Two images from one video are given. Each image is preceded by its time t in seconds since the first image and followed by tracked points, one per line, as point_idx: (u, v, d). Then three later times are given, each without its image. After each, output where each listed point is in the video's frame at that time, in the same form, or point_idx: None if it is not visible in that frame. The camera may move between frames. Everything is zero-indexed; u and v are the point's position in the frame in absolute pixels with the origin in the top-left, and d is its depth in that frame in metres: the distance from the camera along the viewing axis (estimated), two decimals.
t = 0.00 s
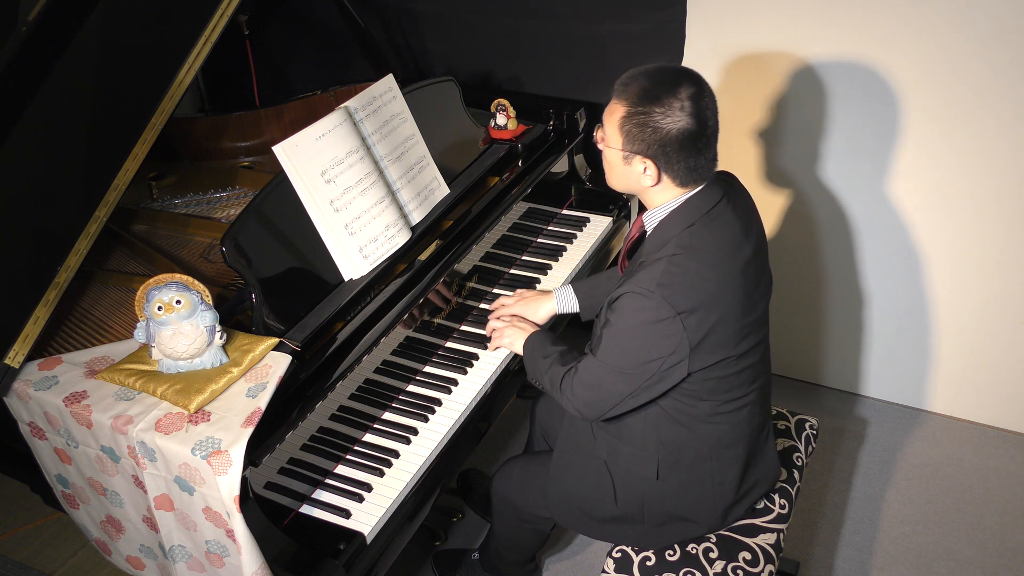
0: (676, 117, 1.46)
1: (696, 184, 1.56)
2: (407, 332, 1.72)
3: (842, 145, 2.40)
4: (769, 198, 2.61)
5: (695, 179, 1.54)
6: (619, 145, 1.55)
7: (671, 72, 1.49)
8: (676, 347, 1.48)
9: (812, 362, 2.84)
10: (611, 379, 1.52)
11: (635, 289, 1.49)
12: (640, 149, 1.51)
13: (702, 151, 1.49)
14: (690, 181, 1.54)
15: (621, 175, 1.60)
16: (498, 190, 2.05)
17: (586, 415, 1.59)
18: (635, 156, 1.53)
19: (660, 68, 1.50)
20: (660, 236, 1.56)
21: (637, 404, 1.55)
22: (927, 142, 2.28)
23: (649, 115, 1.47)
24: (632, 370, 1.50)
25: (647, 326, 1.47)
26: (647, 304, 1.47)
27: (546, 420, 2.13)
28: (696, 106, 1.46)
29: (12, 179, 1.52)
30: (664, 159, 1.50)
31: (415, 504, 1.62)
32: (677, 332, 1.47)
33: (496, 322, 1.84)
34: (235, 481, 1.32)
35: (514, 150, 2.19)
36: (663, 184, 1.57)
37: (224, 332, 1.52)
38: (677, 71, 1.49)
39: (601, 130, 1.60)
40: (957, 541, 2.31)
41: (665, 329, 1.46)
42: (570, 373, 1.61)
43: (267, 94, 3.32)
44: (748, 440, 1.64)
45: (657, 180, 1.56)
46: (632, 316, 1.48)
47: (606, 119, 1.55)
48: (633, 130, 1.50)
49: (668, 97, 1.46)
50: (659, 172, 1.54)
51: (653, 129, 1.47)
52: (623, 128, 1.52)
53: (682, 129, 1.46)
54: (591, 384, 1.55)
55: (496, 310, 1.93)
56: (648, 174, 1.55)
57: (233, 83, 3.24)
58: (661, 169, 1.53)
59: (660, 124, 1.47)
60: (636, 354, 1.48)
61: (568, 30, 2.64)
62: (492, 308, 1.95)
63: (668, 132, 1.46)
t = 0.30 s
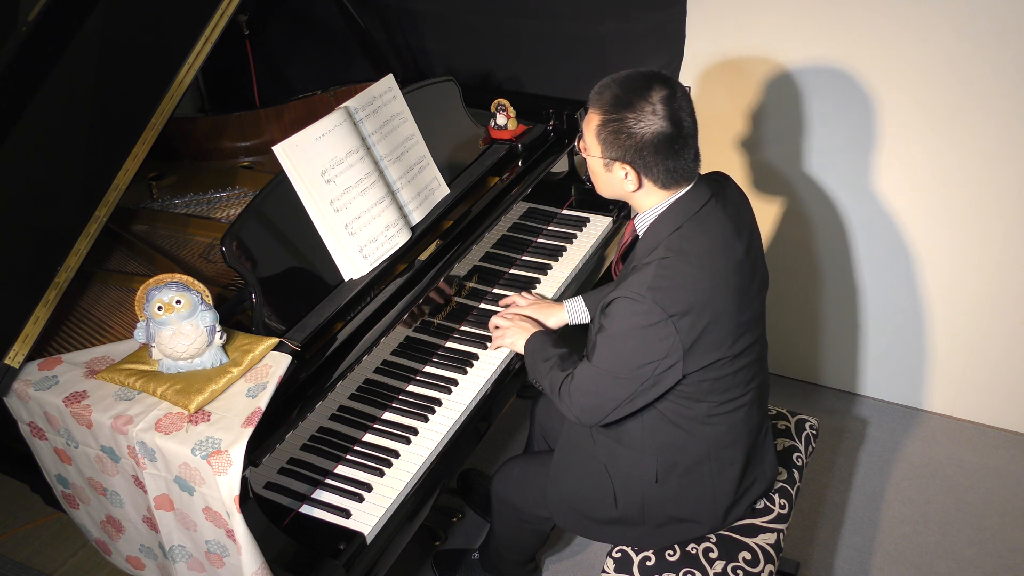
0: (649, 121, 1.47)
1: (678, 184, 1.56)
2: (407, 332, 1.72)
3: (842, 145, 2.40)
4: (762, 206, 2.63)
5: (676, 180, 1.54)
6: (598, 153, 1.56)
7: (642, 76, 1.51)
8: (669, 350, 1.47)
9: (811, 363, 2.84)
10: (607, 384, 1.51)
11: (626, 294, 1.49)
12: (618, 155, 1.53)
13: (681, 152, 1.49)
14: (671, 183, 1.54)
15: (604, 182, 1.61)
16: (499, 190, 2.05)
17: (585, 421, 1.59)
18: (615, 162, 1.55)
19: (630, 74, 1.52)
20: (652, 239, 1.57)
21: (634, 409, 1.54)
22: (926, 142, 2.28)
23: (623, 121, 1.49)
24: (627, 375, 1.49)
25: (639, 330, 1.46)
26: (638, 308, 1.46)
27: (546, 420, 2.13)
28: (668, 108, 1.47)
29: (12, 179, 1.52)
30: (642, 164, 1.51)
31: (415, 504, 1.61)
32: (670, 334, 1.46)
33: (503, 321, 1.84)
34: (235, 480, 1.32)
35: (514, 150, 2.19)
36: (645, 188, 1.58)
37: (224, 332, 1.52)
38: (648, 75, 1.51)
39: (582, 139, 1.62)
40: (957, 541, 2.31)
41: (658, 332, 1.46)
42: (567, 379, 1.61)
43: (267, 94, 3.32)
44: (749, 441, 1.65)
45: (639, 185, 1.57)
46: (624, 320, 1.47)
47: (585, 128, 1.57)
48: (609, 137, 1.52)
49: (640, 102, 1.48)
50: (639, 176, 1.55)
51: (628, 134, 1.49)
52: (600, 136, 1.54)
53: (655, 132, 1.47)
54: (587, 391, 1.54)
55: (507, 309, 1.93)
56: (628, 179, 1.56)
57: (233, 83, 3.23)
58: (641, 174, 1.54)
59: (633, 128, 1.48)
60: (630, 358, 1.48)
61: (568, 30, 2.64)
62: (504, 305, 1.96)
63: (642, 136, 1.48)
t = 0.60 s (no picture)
0: (636, 119, 1.48)
1: (669, 182, 1.56)
2: (407, 333, 1.72)
3: (841, 145, 2.39)
4: (761, 208, 2.63)
5: (667, 178, 1.54)
6: (589, 153, 1.57)
7: (629, 76, 1.52)
8: (665, 350, 1.46)
9: (811, 363, 2.84)
10: (605, 386, 1.51)
11: (622, 294, 1.48)
12: (607, 154, 1.53)
13: (670, 149, 1.49)
14: (663, 180, 1.54)
15: (597, 183, 1.62)
16: (499, 190, 2.05)
17: (584, 423, 1.58)
18: (605, 161, 1.55)
19: (617, 74, 1.53)
20: (647, 239, 1.57)
21: (632, 410, 1.54)
22: (925, 142, 2.28)
23: (610, 120, 1.50)
24: (624, 376, 1.49)
25: (634, 329, 1.46)
26: (633, 308, 1.46)
27: (546, 420, 2.13)
28: (655, 106, 1.48)
29: (12, 179, 1.52)
30: (632, 162, 1.51)
31: (414, 505, 1.61)
32: (666, 333, 1.46)
33: (502, 329, 1.83)
34: (235, 481, 1.32)
35: (514, 150, 2.20)
36: (637, 187, 1.58)
37: (224, 333, 1.52)
38: (635, 75, 1.52)
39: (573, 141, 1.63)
40: (957, 541, 2.31)
41: (654, 332, 1.45)
42: (567, 382, 1.61)
43: (267, 94, 3.32)
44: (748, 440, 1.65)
45: (630, 184, 1.58)
46: (619, 320, 1.47)
47: (574, 130, 1.58)
48: (598, 137, 1.52)
49: (627, 100, 1.49)
50: (630, 175, 1.55)
51: (616, 133, 1.49)
52: (589, 136, 1.54)
53: (643, 130, 1.47)
54: (586, 392, 1.54)
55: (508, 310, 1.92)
56: (619, 178, 1.56)
57: (233, 83, 3.23)
58: (631, 172, 1.54)
59: (622, 127, 1.49)
60: (627, 358, 1.47)
61: (569, 30, 2.64)
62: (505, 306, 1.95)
63: (630, 134, 1.48)
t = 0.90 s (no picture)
0: (631, 114, 1.48)
1: (666, 177, 1.55)
2: (407, 332, 1.72)
3: (840, 146, 2.40)
4: (761, 208, 2.63)
5: (663, 173, 1.53)
6: (585, 150, 1.57)
7: (623, 75, 1.53)
8: (664, 344, 1.46)
9: (811, 363, 2.84)
10: (604, 381, 1.51)
11: (621, 289, 1.49)
12: (603, 150, 1.53)
13: (666, 144, 1.49)
14: (659, 175, 1.54)
15: (593, 180, 1.61)
16: (498, 190, 2.05)
17: (584, 420, 1.58)
18: (601, 158, 1.55)
19: (611, 73, 1.54)
20: (644, 237, 1.57)
21: (631, 406, 1.54)
22: (925, 142, 2.28)
23: (605, 116, 1.50)
24: (622, 372, 1.49)
25: (633, 324, 1.46)
26: (633, 302, 1.46)
27: (546, 420, 2.13)
28: (650, 102, 1.49)
29: (13, 179, 1.52)
30: (628, 156, 1.51)
31: (414, 505, 1.61)
32: (665, 329, 1.46)
33: (497, 334, 1.83)
34: (235, 480, 1.32)
35: (514, 150, 2.20)
36: (633, 182, 1.57)
37: (224, 332, 1.52)
38: (629, 74, 1.53)
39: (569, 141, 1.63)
40: (957, 541, 2.31)
41: (652, 327, 1.46)
42: (566, 379, 1.61)
43: (267, 94, 3.32)
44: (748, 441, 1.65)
45: (626, 179, 1.57)
46: (619, 316, 1.47)
47: (570, 128, 1.58)
48: (593, 133, 1.52)
49: (621, 96, 1.49)
50: (626, 170, 1.55)
51: (612, 128, 1.50)
52: (585, 133, 1.54)
53: (639, 124, 1.47)
54: (585, 388, 1.54)
55: (506, 311, 1.92)
56: (616, 173, 1.56)
57: (233, 83, 3.23)
58: (628, 168, 1.54)
59: (617, 121, 1.49)
60: (626, 354, 1.47)
61: (569, 30, 2.64)
62: (500, 308, 1.95)
63: (626, 128, 1.48)
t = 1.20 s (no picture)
0: (632, 106, 1.48)
1: (665, 170, 1.55)
2: (407, 333, 1.72)
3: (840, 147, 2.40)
4: (761, 208, 2.63)
5: (662, 166, 1.54)
6: (585, 145, 1.57)
7: (625, 69, 1.53)
8: (663, 337, 1.46)
9: (811, 364, 2.84)
10: (603, 374, 1.51)
11: (621, 281, 1.49)
12: (604, 142, 1.53)
13: (667, 137, 1.49)
14: (658, 168, 1.54)
15: (593, 173, 1.61)
16: (499, 190, 2.05)
17: (582, 415, 1.58)
18: (602, 151, 1.54)
19: (611, 68, 1.55)
20: (642, 235, 1.58)
21: (630, 401, 1.53)
22: (924, 143, 2.28)
23: (606, 108, 1.50)
24: (623, 363, 1.48)
25: (632, 316, 1.46)
26: (632, 295, 1.46)
27: (546, 420, 2.13)
28: (650, 94, 1.49)
29: (14, 179, 1.52)
30: (628, 148, 1.51)
31: (414, 505, 1.61)
32: (663, 322, 1.46)
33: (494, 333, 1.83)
34: (235, 480, 1.32)
35: (514, 150, 2.20)
36: (633, 175, 1.57)
37: (224, 332, 1.52)
38: (630, 69, 1.53)
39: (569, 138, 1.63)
40: (957, 541, 2.31)
41: (651, 319, 1.46)
42: (564, 374, 1.60)
43: (267, 94, 3.32)
44: (749, 441, 1.65)
45: (626, 172, 1.57)
46: (618, 308, 1.47)
47: (571, 123, 1.58)
48: (594, 126, 1.52)
49: (623, 89, 1.50)
50: (626, 163, 1.55)
51: (613, 120, 1.49)
52: (586, 126, 1.54)
53: (640, 116, 1.47)
54: (584, 383, 1.54)
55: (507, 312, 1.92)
56: (616, 167, 1.55)
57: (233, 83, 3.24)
58: (628, 160, 1.54)
59: (619, 114, 1.49)
60: (624, 347, 1.47)
61: (568, 30, 2.64)
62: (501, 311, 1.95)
63: (627, 120, 1.48)
